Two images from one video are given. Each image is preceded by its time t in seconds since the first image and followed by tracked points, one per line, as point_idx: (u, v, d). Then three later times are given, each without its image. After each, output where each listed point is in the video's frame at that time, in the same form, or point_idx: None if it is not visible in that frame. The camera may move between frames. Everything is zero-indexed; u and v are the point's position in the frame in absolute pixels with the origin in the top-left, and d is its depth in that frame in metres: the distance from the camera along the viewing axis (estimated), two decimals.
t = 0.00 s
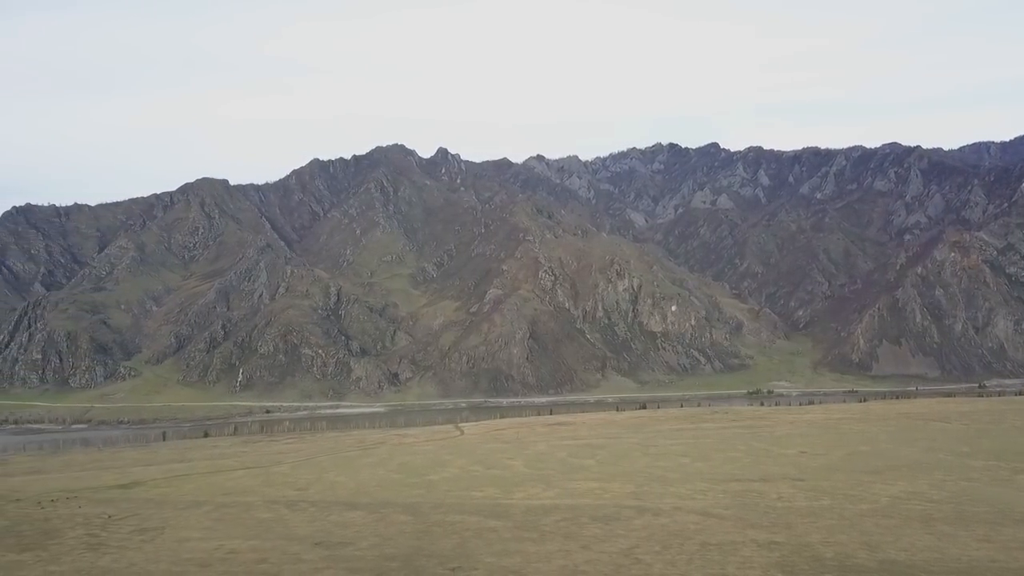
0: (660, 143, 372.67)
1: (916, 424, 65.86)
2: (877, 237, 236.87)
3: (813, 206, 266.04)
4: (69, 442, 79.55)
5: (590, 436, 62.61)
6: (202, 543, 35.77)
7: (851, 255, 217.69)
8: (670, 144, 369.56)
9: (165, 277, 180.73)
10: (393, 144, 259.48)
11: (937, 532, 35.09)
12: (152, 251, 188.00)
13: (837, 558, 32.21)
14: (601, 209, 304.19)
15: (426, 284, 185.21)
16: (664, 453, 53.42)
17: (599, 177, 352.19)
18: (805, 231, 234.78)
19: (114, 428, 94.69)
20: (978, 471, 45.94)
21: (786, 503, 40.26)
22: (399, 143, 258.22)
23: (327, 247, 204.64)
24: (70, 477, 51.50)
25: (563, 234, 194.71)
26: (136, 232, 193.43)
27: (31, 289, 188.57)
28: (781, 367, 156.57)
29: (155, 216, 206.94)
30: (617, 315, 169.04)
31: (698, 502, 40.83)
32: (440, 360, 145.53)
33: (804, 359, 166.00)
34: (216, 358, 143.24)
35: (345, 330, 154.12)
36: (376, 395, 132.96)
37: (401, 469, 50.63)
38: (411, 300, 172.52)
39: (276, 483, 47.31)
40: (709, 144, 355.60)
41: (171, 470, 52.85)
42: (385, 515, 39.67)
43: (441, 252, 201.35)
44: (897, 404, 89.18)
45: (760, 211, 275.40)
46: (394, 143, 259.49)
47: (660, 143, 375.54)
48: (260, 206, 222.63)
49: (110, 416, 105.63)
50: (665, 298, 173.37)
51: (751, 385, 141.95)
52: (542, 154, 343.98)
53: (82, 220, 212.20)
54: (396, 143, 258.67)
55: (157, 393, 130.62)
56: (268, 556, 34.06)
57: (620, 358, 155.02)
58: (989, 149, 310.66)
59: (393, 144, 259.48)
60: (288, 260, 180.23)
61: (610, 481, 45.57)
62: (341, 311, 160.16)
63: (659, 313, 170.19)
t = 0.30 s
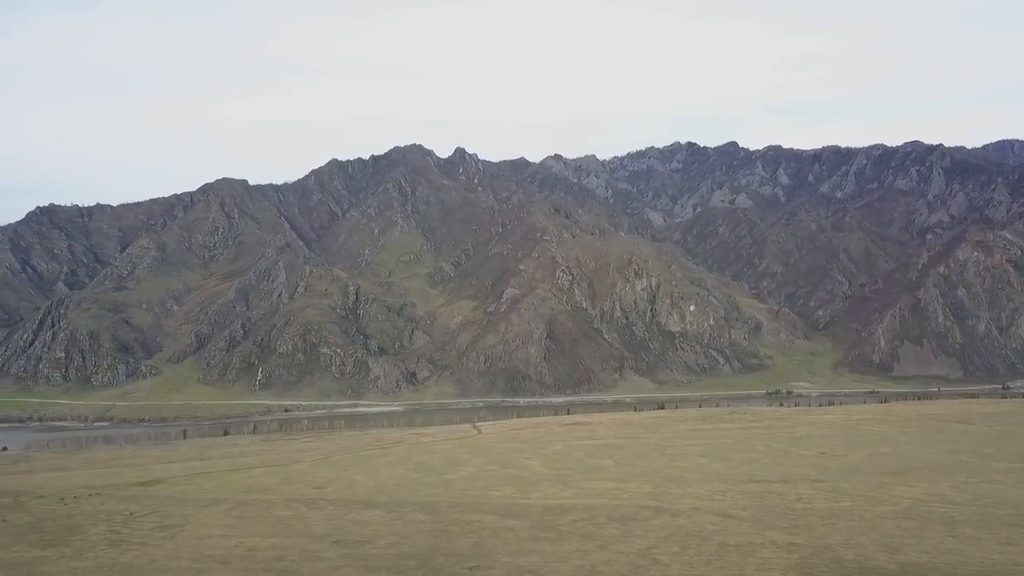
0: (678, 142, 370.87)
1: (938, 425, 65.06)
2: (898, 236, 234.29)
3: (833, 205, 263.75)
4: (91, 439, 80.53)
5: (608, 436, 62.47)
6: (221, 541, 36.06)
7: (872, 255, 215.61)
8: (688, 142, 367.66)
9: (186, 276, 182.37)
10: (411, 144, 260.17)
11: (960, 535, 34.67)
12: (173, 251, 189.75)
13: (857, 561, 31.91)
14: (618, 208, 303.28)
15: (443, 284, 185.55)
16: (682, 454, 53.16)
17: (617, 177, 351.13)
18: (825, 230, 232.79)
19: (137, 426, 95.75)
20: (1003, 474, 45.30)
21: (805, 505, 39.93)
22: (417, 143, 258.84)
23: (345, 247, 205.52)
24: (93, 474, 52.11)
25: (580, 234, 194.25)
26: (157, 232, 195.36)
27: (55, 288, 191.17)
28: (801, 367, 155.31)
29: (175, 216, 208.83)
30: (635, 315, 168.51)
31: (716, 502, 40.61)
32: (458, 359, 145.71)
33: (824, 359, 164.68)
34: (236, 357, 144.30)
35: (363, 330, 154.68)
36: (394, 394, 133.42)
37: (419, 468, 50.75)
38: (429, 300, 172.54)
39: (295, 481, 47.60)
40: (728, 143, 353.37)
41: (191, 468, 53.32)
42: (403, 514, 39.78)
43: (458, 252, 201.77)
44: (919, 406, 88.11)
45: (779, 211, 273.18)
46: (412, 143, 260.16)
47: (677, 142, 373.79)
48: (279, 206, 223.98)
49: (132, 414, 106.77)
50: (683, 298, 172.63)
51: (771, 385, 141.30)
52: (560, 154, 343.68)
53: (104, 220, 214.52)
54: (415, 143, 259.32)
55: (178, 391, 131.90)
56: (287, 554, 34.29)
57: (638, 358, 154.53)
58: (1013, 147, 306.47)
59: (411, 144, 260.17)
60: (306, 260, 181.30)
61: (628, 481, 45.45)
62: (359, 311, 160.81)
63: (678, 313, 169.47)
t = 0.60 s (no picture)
0: (696, 141, 369.15)
1: (961, 427, 64.28)
2: (920, 234, 231.77)
3: (853, 204, 261.58)
4: (113, 437, 81.44)
5: (625, 436, 62.33)
6: (240, 539, 36.34)
7: (893, 254, 213.53)
8: (706, 141, 365.80)
9: (205, 275, 184.07)
10: (428, 143, 260.92)
11: (982, 538, 34.27)
12: (193, 250, 191.67)
13: (877, 563, 31.62)
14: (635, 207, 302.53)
15: (460, 284, 186.03)
16: (700, 454, 52.87)
17: (635, 176, 350.20)
18: (845, 230, 230.84)
19: (157, 424, 96.83)
20: None
21: (825, 506, 39.63)
22: (435, 143, 259.51)
23: (363, 246, 206.54)
24: (114, 472, 52.69)
25: (598, 233, 193.85)
26: (178, 232, 197.38)
27: (77, 288, 193.74)
28: (821, 368, 154.08)
29: (196, 216, 210.84)
30: (653, 315, 167.79)
31: (734, 503, 40.39)
32: (475, 358, 145.96)
33: (844, 359, 163.42)
34: (255, 356, 145.45)
35: (381, 329, 155.32)
36: (411, 393, 133.98)
37: (435, 467, 50.93)
38: (446, 299, 173.56)
39: (313, 479, 47.90)
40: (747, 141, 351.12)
41: (211, 466, 53.78)
42: (420, 513, 39.91)
43: (475, 252, 202.20)
44: (941, 406, 87.11)
45: (799, 210, 271.25)
46: (430, 143, 260.91)
47: (695, 141, 372.16)
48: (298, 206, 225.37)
49: (153, 412, 108.00)
50: (702, 297, 171.66)
51: (790, 385, 140.94)
52: (577, 153, 343.40)
53: (125, 220, 216.95)
54: (432, 143, 260.05)
55: (199, 389, 133.30)
56: (305, 552, 34.48)
57: (655, 358, 153.99)
58: None
59: (429, 144, 260.92)
60: (325, 259, 182.47)
61: (645, 482, 45.32)
62: (377, 309, 161.53)
63: (696, 313, 168.75)
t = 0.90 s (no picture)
0: (714, 140, 367.24)
1: (983, 428, 63.48)
2: (942, 233, 229.05)
3: (874, 202, 259.16)
4: (134, 435, 82.29)
5: (642, 436, 62.13)
6: (259, 536, 36.58)
7: (914, 253, 211.26)
8: (724, 140, 363.72)
9: (225, 275, 185.52)
10: (446, 144, 261.46)
11: (1006, 541, 33.84)
12: (212, 250, 193.38)
13: (898, 565, 31.33)
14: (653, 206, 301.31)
15: (477, 283, 186.22)
16: (718, 455, 52.60)
17: (652, 175, 348.97)
18: (865, 229, 228.67)
19: (177, 422, 97.65)
20: None
21: (845, 508, 39.26)
22: (452, 143, 260.00)
23: (381, 245, 207.46)
24: (135, 469, 53.24)
25: (615, 232, 193.37)
26: (197, 232, 199.09)
27: (99, 287, 196.04)
28: (840, 368, 152.69)
29: (216, 215, 212.53)
30: (671, 314, 166.96)
31: (753, 504, 40.13)
32: (492, 357, 146.11)
33: (864, 359, 161.76)
34: (274, 355, 146.34)
35: (399, 327, 155.86)
36: (428, 392, 134.37)
37: (452, 466, 51.03)
38: (463, 299, 174.08)
39: (331, 478, 48.13)
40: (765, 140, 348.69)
41: (230, 464, 54.20)
42: (437, 511, 39.98)
43: (492, 251, 202.35)
44: (963, 407, 86.05)
45: (818, 209, 269.14)
46: (447, 144, 261.45)
47: (713, 140, 370.45)
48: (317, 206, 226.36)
49: (174, 410, 109.10)
50: (720, 297, 170.49)
51: (809, 385, 139.84)
52: (595, 152, 342.87)
53: (146, 220, 219.03)
54: (450, 144, 260.53)
55: (218, 388, 134.36)
56: (323, 550, 34.68)
57: (673, 358, 153.35)
58: None
59: (446, 144, 261.46)
60: (342, 259, 183.35)
61: (663, 482, 45.15)
62: (395, 309, 161.99)
63: (714, 313, 167.80)
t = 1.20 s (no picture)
0: (732, 138, 365.20)
1: (1006, 430, 62.67)
2: (964, 231, 226.38)
3: (894, 201, 256.74)
4: (154, 433, 83.05)
5: (660, 436, 61.91)
6: (277, 534, 36.83)
7: (935, 253, 209.02)
8: (742, 139, 361.59)
9: (243, 275, 186.91)
10: (463, 144, 261.82)
11: None
12: (231, 249, 195.05)
13: (919, 568, 31.02)
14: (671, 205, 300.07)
15: (494, 283, 186.34)
16: (736, 455, 52.32)
17: (670, 173, 347.60)
18: (886, 229, 226.61)
19: (197, 420, 98.54)
20: None
21: (864, 509, 38.93)
22: (469, 143, 260.31)
23: (398, 245, 208.18)
24: (155, 466, 53.76)
25: (633, 232, 192.74)
26: (217, 232, 200.78)
27: (119, 286, 198.28)
28: (860, 368, 151.21)
29: (234, 215, 214.15)
30: (688, 314, 166.07)
31: (771, 505, 39.87)
32: (508, 357, 146.08)
33: (884, 360, 160.07)
34: (292, 353, 147.25)
35: (416, 326, 156.44)
36: (445, 391, 134.67)
37: (469, 466, 51.09)
38: (479, 298, 174.38)
39: (348, 476, 48.32)
40: (784, 139, 346.24)
41: (249, 461, 54.59)
42: (454, 510, 40.05)
43: (509, 251, 202.41)
44: (986, 408, 85.03)
45: (838, 209, 266.74)
46: (464, 143, 261.78)
47: (731, 139, 368.36)
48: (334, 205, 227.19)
49: (194, 408, 110.14)
50: (738, 297, 169.28)
51: (829, 385, 138.67)
52: (612, 151, 342.22)
53: (166, 220, 221.10)
54: (467, 143, 260.86)
55: (237, 386, 135.41)
56: (340, 548, 34.86)
57: (691, 358, 152.46)
58: None
59: (463, 144, 261.81)
60: (360, 259, 184.08)
61: (680, 482, 44.97)
62: (412, 308, 162.42)
63: (732, 312, 166.85)
